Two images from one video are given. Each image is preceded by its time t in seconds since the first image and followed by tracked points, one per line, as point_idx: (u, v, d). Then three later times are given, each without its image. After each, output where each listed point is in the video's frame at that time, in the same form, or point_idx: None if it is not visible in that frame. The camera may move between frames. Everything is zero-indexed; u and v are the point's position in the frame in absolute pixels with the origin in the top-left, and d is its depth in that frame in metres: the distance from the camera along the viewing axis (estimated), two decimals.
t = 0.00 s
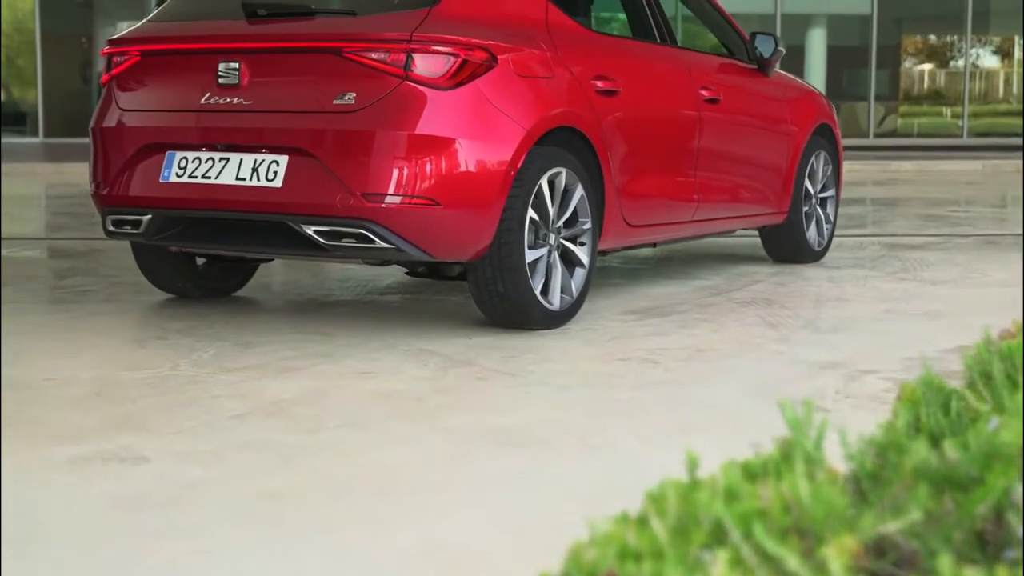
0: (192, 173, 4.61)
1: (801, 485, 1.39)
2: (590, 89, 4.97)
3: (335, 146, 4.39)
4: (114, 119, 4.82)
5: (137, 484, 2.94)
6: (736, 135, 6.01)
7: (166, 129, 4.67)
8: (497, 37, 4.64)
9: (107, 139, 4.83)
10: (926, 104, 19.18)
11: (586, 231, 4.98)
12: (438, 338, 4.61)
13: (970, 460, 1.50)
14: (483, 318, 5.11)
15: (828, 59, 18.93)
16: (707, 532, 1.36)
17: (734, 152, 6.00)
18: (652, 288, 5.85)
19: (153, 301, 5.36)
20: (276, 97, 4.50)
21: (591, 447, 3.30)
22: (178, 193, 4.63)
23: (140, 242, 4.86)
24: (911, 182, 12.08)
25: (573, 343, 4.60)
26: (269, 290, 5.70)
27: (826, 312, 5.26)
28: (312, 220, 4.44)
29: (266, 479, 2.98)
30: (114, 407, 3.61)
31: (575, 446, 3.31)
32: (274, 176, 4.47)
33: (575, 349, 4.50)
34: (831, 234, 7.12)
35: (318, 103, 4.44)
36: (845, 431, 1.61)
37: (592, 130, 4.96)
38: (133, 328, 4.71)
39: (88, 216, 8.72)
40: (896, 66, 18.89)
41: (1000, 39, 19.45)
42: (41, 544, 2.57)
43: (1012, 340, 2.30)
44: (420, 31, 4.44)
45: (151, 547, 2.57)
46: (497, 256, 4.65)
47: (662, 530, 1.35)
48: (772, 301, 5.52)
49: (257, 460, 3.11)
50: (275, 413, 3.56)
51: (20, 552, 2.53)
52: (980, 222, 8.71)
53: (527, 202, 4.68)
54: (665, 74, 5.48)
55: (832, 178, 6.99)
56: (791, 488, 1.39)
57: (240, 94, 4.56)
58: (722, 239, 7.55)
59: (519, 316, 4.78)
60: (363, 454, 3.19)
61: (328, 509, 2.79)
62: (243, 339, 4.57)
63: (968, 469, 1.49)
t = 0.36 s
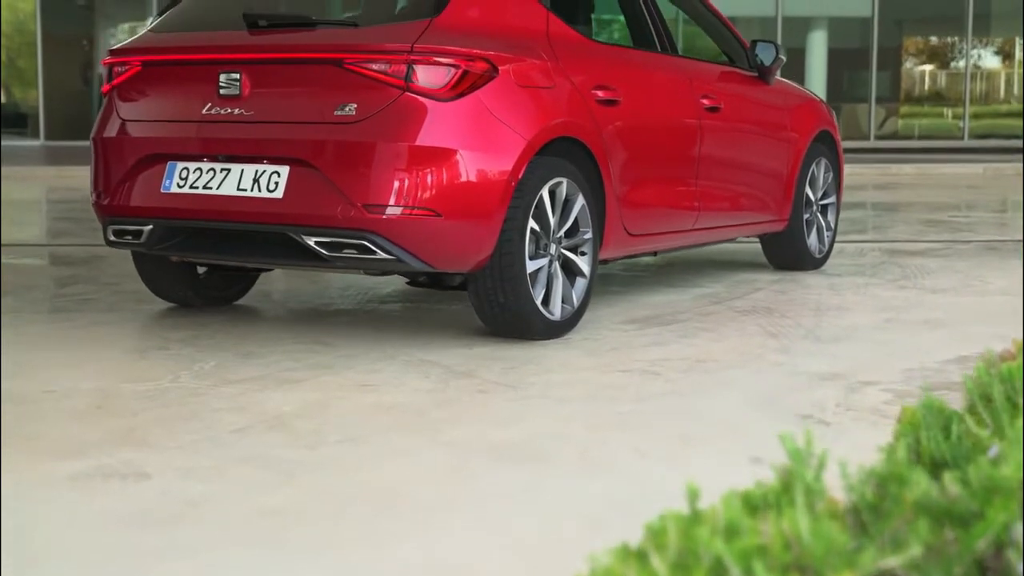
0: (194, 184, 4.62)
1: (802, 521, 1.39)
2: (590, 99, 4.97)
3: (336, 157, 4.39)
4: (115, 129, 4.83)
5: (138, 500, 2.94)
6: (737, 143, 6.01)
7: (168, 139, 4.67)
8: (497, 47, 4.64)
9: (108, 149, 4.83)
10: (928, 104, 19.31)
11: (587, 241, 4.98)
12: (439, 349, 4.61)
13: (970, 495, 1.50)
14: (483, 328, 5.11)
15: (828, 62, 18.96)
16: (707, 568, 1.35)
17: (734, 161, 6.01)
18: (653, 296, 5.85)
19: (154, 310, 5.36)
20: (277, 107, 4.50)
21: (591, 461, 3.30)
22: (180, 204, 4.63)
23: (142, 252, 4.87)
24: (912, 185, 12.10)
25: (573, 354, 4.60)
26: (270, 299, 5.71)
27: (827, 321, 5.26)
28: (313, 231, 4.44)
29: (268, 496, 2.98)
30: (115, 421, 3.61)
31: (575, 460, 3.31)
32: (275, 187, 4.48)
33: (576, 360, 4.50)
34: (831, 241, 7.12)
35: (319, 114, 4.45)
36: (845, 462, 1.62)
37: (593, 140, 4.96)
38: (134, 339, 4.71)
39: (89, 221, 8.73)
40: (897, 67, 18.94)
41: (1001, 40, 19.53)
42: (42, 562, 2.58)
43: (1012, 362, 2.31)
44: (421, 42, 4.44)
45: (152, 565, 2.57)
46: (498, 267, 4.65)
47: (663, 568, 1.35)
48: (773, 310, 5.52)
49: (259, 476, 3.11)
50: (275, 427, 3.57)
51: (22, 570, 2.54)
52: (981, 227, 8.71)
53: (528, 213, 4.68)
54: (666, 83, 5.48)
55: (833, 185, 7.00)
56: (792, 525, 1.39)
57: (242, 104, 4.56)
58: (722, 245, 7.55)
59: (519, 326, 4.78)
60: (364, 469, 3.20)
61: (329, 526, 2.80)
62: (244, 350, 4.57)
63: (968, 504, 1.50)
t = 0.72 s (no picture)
0: (195, 196, 4.62)
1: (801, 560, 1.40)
2: (591, 110, 4.97)
3: (336, 170, 4.40)
4: (116, 140, 4.83)
5: (139, 520, 2.94)
6: (737, 152, 6.01)
7: (169, 151, 4.67)
8: (497, 60, 4.64)
9: (109, 160, 4.84)
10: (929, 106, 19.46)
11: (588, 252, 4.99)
12: (439, 361, 4.61)
13: (971, 533, 1.50)
14: (483, 339, 5.11)
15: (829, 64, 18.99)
16: None
17: (735, 170, 6.01)
18: (653, 305, 5.85)
19: (155, 321, 5.36)
20: (278, 120, 4.51)
21: (592, 476, 3.31)
22: (181, 215, 4.64)
23: (143, 263, 4.87)
24: (912, 189, 12.15)
25: (574, 366, 4.60)
26: (271, 308, 5.71)
27: (827, 332, 5.26)
28: (314, 243, 4.44)
29: (269, 514, 2.98)
30: (115, 436, 3.61)
31: (576, 476, 3.31)
32: (276, 199, 4.48)
33: (576, 372, 4.51)
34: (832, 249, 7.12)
35: (320, 126, 4.45)
36: (845, 496, 1.63)
37: (593, 151, 4.97)
38: (135, 350, 4.72)
39: (90, 227, 8.74)
40: (897, 69, 19.05)
41: (1001, 41, 19.69)
42: None
43: (1013, 387, 2.31)
44: (422, 55, 4.44)
45: None
46: (498, 278, 4.66)
47: None
48: (774, 320, 5.52)
49: (260, 494, 3.12)
50: (276, 442, 3.57)
51: None
52: (982, 233, 8.73)
53: (528, 224, 4.69)
54: (667, 93, 5.49)
55: (833, 193, 7.00)
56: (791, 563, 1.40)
57: (243, 116, 4.57)
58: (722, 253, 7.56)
59: (520, 338, 4.78)
60: (366, 487, 3.20)
61: (330, 545, 2.80)
62: (245, 361, 4.57)
63: (969, 543, 1.50)
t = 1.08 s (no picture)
0: (196, 207, 4.62)
1: None
2: (591, 121, 4.97)
3: (337, 181, 4.40)
4: (117, 151, 4.83)
5: (140, 537, 2.95)
6: (738, 160, 6.01)
7: (170, 162, 4.68)
8: (498, 71, 4.64)
9: (110, 171, 4.84)
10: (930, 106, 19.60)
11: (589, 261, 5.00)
12: (440, 373, 4.61)
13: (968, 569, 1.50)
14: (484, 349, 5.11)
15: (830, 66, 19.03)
16: None
17: (735, 178, 6.01)
18: (654, 314, 5.85)
19: (156, 330, 5.36)
20: (279, 131, 4.51)
21: (593, 492, 3.31)
22: (182, 226, 4.64)
23: (144, 273, 4.88)
24: (913, 193, 12.21)
25: (575, 378, 4.61)
26: (272, 317, 5.71)
27: (827, 342, 5.26)
28: (315, 255, 4.45)
29: (271, 532, 2.98)
30: (116, 451, 3.61)
31: (576, 493, 3.31)
32: (277, 211, 4.48)
33: (577, 384, 4.51)
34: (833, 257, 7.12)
35: (321, 138, 4.45)
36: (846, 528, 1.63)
37: (594, 161, 4.97)
38: (135, 361, 4.71)
39: (91, 233, 8.75)
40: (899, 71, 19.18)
41: (1002, 43, 19.90)
42: None
43: (1013, 410, 2.31)
44: (423, 67, 4.44)
45: None
46: (499, 289, 4.66)
47: None
48: (774, 329, 5.52)
49: (261, 511, 3.12)
50: (277, 457, 3.57)
51: None
52: (982, 239, 8.74)
53: (529, 235, 4.69)
54: (667, 102, 5.48)
55: (834, 200, 7.01)
56: None
57: (244, 127, 4.57)
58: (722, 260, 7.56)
59: (520, 348, 4.79)
60: (367, 503, 3.20)
61: (332, 564, 2.81)
62: (245, 373, 4.57)
63: None
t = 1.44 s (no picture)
0: (196, 220, 4.63)
1: None
2: (592, 133, 4.98)
3: (338, 195, 4.40)
4: (118, 164, 4.83)
5: (141, 557, 2.95)
6: (739, 170, 6.01)
7: (171, 176, 4.68)
8: (499, 84, 4.64)
9: (111, 183, 4.85)
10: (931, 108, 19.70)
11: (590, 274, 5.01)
12: (441, 386, 4.62)
13: None
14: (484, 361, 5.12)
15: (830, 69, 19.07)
16: None
17: (736, 188, 6.01)
18: (654, 324, 5.85)
19: (156, 341, 5.37)
20: (280, 145, 4.51)
21: (593, 510, 3.31)
22: (183, 240, 4.65)
23: (145, 286, 4.89)
24: (912, 198, 12.26)
25: (575, 391, 4.61)
26: (272, 327, 5.71)
27: (827, 353, 5.26)
28: (315, 268, 4.45)
29: (271, 552, 2.99)
30: (118, 467, 3.62)
31: (576, 512, 3.31)
32: (278, 224, 4.49)
33: (578, 397, 4.51)
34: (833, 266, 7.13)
35: (321, 152, 4.45)
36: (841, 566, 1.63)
37: (594, 173, 4.97)
38: (136, 374, 4.72)
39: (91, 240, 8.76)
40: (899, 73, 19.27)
41: (1003, 45, 20.03)
42: None
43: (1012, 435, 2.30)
44: (424, 81, 4.44)
45: None
46: (500, 302, 4.67)
47: None
48: (774, 340, 5.52)
49: (262, 530, 3.12)
50: (278, 474, 3.58)
51: None
52: (982, 245, 8.75)
53: (529, 248, 4.70)
54: (667, 113, 5.49)
55: (834, 210, 7.01)
56: None
57: (245, 141, 4.57)
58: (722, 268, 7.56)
59: (520, 361, 4.79)
60: (368, 522, 3.21)
61: None
62: (246, 386, 4.58)
63: None
